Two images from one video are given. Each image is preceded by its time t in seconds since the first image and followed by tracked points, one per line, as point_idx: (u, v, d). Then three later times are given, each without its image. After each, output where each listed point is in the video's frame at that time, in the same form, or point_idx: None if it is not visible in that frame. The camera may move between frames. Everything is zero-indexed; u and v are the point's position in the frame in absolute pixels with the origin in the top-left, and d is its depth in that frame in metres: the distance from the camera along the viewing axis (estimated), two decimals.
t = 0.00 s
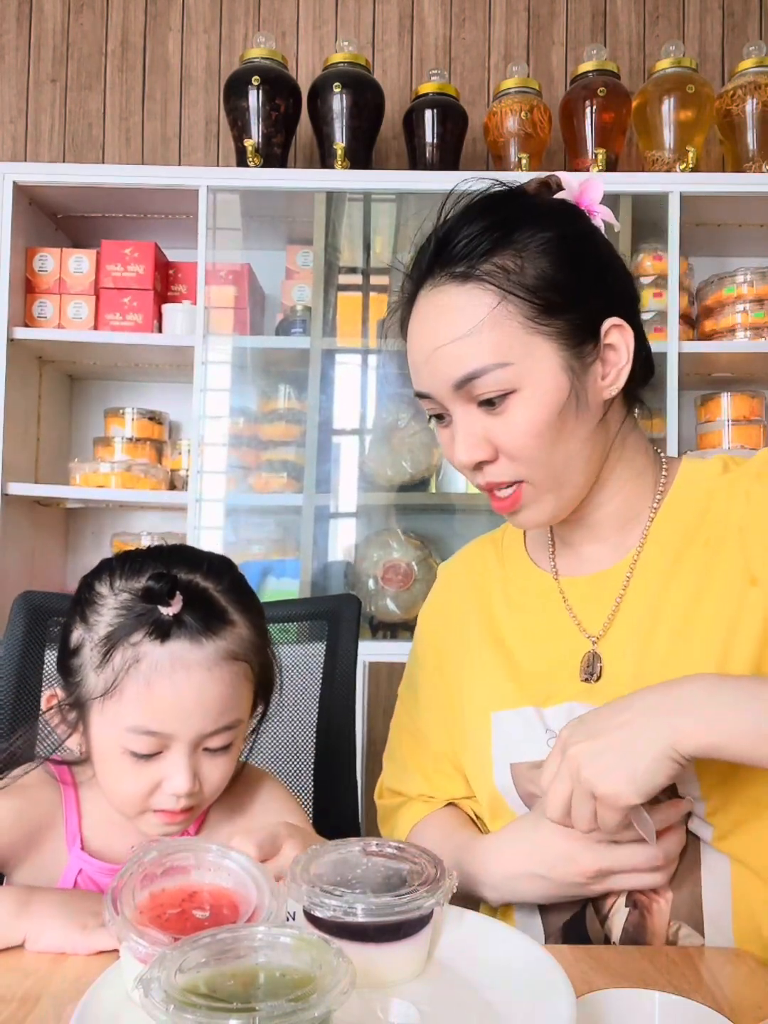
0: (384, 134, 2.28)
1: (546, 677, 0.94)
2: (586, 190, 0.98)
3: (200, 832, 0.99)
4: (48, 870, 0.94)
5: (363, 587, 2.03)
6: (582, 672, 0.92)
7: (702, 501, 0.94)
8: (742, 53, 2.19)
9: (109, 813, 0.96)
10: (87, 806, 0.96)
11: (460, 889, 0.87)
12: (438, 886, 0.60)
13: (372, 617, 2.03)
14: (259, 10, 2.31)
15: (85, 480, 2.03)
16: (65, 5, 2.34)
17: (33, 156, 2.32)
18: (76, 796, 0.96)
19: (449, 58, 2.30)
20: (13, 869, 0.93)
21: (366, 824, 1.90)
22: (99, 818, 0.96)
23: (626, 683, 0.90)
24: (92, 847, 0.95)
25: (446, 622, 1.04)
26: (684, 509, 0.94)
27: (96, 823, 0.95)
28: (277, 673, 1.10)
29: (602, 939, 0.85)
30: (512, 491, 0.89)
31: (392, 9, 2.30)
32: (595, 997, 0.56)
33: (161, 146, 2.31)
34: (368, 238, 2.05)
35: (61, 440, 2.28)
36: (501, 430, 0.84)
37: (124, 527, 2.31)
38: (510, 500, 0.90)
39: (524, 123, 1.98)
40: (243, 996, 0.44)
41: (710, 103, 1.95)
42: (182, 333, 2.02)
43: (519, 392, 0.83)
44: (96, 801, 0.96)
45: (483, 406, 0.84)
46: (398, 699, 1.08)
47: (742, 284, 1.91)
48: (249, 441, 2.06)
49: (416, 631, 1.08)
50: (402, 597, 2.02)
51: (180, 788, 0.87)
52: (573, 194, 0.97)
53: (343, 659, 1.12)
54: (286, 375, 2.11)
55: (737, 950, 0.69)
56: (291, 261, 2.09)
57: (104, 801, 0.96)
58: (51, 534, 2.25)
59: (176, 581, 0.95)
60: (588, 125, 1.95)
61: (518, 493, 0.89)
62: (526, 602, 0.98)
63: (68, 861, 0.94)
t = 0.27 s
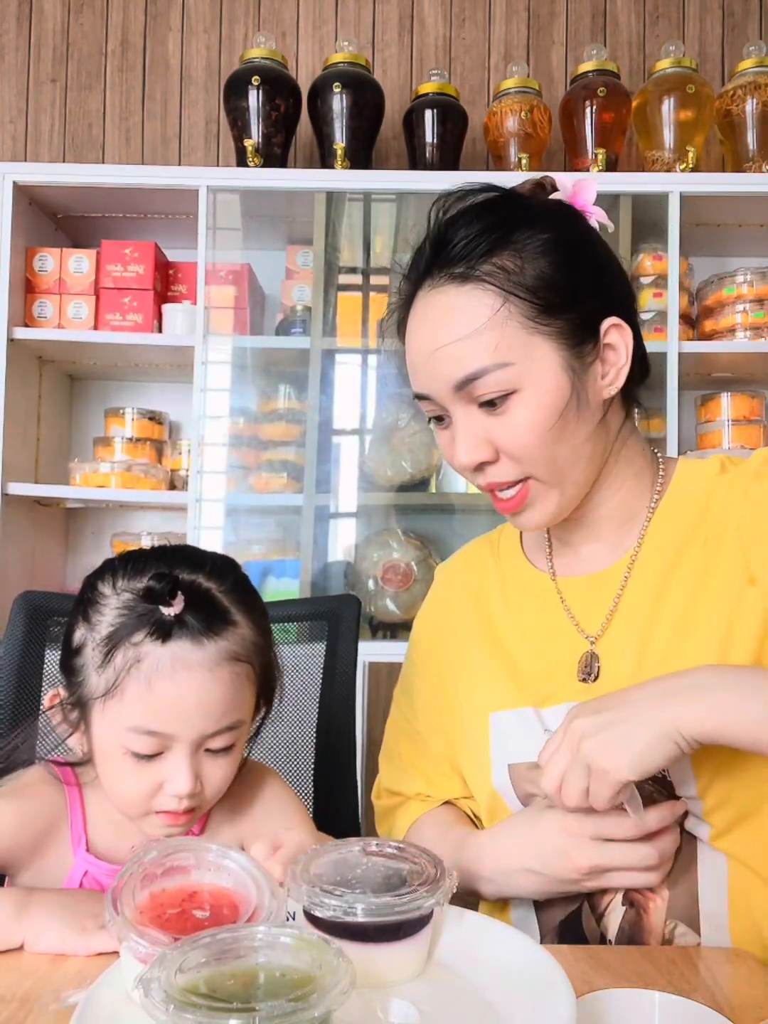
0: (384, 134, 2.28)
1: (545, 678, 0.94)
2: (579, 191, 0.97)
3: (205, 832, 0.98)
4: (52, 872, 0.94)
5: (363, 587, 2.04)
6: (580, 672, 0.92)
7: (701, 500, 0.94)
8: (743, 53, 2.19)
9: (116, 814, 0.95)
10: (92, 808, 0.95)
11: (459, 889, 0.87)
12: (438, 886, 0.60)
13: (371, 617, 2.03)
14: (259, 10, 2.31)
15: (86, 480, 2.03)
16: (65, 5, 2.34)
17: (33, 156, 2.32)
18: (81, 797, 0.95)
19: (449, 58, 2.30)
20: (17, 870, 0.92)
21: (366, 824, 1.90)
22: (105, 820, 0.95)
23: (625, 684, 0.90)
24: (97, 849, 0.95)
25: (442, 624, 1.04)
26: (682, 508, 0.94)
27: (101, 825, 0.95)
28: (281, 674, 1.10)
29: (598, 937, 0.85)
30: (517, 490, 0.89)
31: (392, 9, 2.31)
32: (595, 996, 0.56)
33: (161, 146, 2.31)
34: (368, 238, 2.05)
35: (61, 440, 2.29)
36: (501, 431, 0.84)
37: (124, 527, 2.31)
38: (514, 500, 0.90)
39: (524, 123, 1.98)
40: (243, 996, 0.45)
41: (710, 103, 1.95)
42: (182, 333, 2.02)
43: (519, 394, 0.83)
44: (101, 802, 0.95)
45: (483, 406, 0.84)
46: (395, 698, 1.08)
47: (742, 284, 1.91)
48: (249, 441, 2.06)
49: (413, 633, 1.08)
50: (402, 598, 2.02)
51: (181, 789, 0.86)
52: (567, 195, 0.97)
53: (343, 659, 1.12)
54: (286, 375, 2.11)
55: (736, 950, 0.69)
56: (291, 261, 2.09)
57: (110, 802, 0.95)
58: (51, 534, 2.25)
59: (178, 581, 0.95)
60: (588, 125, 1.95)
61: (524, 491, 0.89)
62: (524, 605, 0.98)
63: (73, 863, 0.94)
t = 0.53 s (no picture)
0: (384, 134, 2.28)
1: (548, 678, 0.94)
2: (574, 188, 0.97)
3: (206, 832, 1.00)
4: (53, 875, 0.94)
5: (363, 587, 2.04)
6: (584, 673, 0.92)
7: (700, 500, 0.94)
8: (742, 53, 2.19)
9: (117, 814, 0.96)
10: (93, 810, 0.96)
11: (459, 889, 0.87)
12: (438, 886, 0.60)
13: (371, 617, 2.03)
14: (259, 10, 2.31)
15: (86, 481, 2.03)
16: (65, 5, 2.34)
17: (33, 156, 2.32)
18: (82, 798, 0.96)
19: (449, 58, 2.30)
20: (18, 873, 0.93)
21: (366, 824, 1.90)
22: (106, 822, 0.96)
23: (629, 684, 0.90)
24: (98, 851, 0.95)
25: (442, 624, 1.04)
26: (682, 509, 0.94)
27: (102, 827, 0.96)
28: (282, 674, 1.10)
29: (600, 937, 0.86)
30: (526, 490, 0.89)
31: (392, 9, 2.31)
32: (595, 996, 0.56)
33: (161, 146, 2.31)
34: (368, 238, 2.05)
35: (61, 440, 2.28)
36: (508, 430, 0.84)
37: (124, 527, 2.31)
38: (522, 499, 0.90)
39: (524, 123, 1.98)
40: (243, 996, 0.45)
41: (710, 103, 1.95)
42: (182, 333, 2.02)
43: (525, 395, 0.84)
44: (103, 805, 0.96)
45: (491, 406, 0.84)
46: (395, 700, 1.08)
47: (742, 284, 1.91)
48: (249, 442, 2.06)
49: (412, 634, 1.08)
50: (402, 598, 2.02)
51: (182, 788, 0.86)
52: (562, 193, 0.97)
53: (343, 660, 1.12)
54: (286, 375, 2.10)
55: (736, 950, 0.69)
56: (291, 261, 2.08)
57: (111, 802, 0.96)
58: (51, 534, 2.25)
59: (178, 579, 0.95)
60: (588, 125, 1.95)
61: (532, 491, 0.89)
62: (524, 604, 0.98)
63: (74, 865, 0.94)
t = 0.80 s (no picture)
0: (384, 134, 2.28)
1: (547, 679, 0.94)
2: (570, 183, 0.97)
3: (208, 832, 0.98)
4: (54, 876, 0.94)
5: (363, 587, 2.03)
6: (582, 674, 0.92)
7: (697, 500, 0.94)
8: (742, 53, 2.19)
9: (120, 814, 0.95)
10: (95, 812, 0.95)
11: (460, 889, 0.87)
12: (438, 886, 0.60)
13: (371, 617, 2.03)
14: (259, 10, 2.31)
15: (86, 481, 2.03)
16: (65, 5, 2.34)
17: (33, 156, 2.32)
18: (84, 799, 0.95)
19: (449, 58, 2.30)
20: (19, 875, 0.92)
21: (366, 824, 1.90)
22: (107, 823, 0.95)
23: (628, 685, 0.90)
24: (100, 853, 0.95)
25: (437, 627, 1.04)
26: (679, 509, 0.94)
27: (104, 828, 0.95)
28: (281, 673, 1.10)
29: (599, 939, 0.85)
30: (534, 485, 0.89)
31: (392, 9, 2.31)
32: (595, 996, 0.56)
33: (161, 146, 2.31)
34: (368, 238, 2.05)
35: (61, 440, 2.28)
36: (517, 424, 0.84)
37: (124, 527, 2.31)
38: (529, 495, 0.90)
39: (524, 123, 1.98)
40: (243, 996, 0.44)
41: (710, 103, 1.95)
42: (182, 333, 2.02)
43: (533, 391, 0.84)
44: (105, 806, 0.95)
45: (499, 400, 0.84)
46: (389, 703, 1.09)
47: (742, 284, 1.91)
48: (249, 442, 2.06)
49: (407, 637, 1.09)
50: (402, 598, 2.02)
51: (185, 782, 0.86)
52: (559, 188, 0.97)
53: (343, 660, 1.12)
54: (286, 375, 2.11)
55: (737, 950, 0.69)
56: (291, 261, 2.09)
57: (114, 802, 0.95)
58: (51, 534, 2.25)
59: (176, 572, 0.96)
60: (588, 125, 1.95)
61: (540, 486, 0.89)
62: (520, 606, 0.98)
63: (76, 867, 0.93)
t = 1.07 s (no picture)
0: (384, 134, 2.28)
1: (547, 680, 0.93)
2: (570, 183, 0.97)
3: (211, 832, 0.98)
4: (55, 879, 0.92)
5: (363, 587, 2.03)
6: (582, 675, 0.91)
7: (696, 500, 0.94)
8: (742, 53, 2.19)
9: (122, 817, 0.95)
10: (97, 814, 0.95)
11: (460, 889, 0.87)
12: (438, 886, 0.59)
13: (371, 618, 2.03)
14: (259, 10, 2.31)
15: (86, 481, 2.03)
16: (65, 5, 2.35)
17: (33, 156, 2.32)
18: (86, 802, 0.95)
19: (449, 58, 2.30)
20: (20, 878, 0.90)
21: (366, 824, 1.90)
22: (109, 826, 0.95)
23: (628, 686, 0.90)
24: (101, 856, 0.94)
25: (436, 628, 1.04)
26: (678, 508, 0.94)
27: (105, 831, 0.95)
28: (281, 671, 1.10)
29: (598, 941, 0.85)
30: (532, 484, 0.89)
31: (392, 9, 2.31)
32: (595, 996, 0.55)
33: (161, 146, 2.31)
34: (368, 238, 2.05)
35: (61, 440, 2.28)
36: (516, 423, 0.84)
37: (124, 527, 2.31)
38: (528, 494, 0.89)
39: (524, 123, 1.98)
40: (243, 995, 0.44)
41: (710, 103, 1.95)
42: (182, 333, 2.02)
43: (534, 389, 0.83)
44: (107, 809, 0.95)
45: (498, 398, 0.84)
46: (387, 703, 1.08)
47: (742, 284, 1.91)
48: (249, 442, 2.06)
49: (404, 638, 1.08)
50: (401, 597, 2.02)
51: (188, 779, 0.86)
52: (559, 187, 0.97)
53: (343, 660, 1.12)
54: (286, 375, 2.11)
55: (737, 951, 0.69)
56: (291, 261, 2.09)
57: (117, 805, 0.95)
58: (51, 534, 2.25)
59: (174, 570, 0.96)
60: (588, 125, 1.95)
61: (538, 485, 0.89)
62: (520, 607, 0.98)
63: (78, 870, 0.93)
